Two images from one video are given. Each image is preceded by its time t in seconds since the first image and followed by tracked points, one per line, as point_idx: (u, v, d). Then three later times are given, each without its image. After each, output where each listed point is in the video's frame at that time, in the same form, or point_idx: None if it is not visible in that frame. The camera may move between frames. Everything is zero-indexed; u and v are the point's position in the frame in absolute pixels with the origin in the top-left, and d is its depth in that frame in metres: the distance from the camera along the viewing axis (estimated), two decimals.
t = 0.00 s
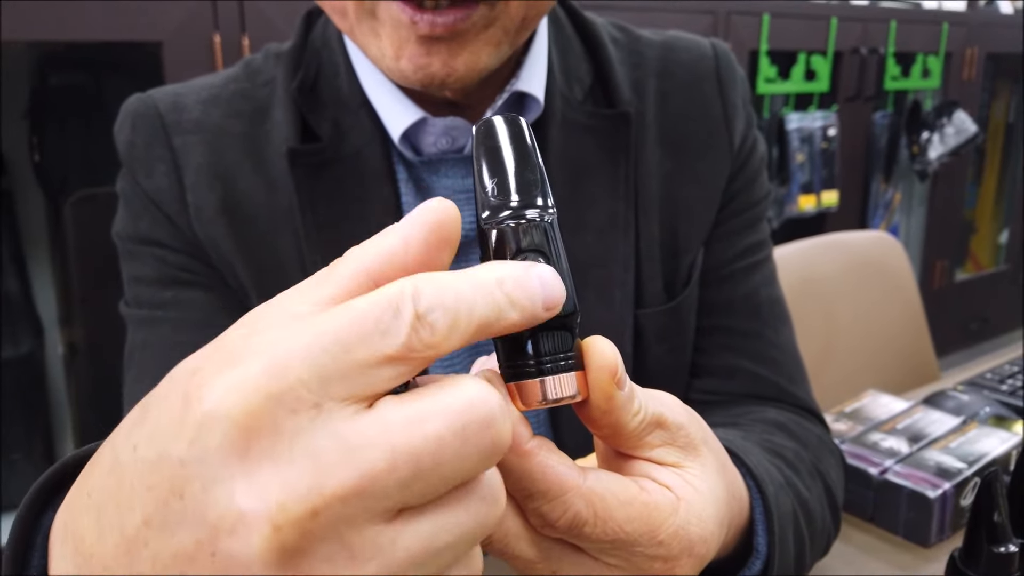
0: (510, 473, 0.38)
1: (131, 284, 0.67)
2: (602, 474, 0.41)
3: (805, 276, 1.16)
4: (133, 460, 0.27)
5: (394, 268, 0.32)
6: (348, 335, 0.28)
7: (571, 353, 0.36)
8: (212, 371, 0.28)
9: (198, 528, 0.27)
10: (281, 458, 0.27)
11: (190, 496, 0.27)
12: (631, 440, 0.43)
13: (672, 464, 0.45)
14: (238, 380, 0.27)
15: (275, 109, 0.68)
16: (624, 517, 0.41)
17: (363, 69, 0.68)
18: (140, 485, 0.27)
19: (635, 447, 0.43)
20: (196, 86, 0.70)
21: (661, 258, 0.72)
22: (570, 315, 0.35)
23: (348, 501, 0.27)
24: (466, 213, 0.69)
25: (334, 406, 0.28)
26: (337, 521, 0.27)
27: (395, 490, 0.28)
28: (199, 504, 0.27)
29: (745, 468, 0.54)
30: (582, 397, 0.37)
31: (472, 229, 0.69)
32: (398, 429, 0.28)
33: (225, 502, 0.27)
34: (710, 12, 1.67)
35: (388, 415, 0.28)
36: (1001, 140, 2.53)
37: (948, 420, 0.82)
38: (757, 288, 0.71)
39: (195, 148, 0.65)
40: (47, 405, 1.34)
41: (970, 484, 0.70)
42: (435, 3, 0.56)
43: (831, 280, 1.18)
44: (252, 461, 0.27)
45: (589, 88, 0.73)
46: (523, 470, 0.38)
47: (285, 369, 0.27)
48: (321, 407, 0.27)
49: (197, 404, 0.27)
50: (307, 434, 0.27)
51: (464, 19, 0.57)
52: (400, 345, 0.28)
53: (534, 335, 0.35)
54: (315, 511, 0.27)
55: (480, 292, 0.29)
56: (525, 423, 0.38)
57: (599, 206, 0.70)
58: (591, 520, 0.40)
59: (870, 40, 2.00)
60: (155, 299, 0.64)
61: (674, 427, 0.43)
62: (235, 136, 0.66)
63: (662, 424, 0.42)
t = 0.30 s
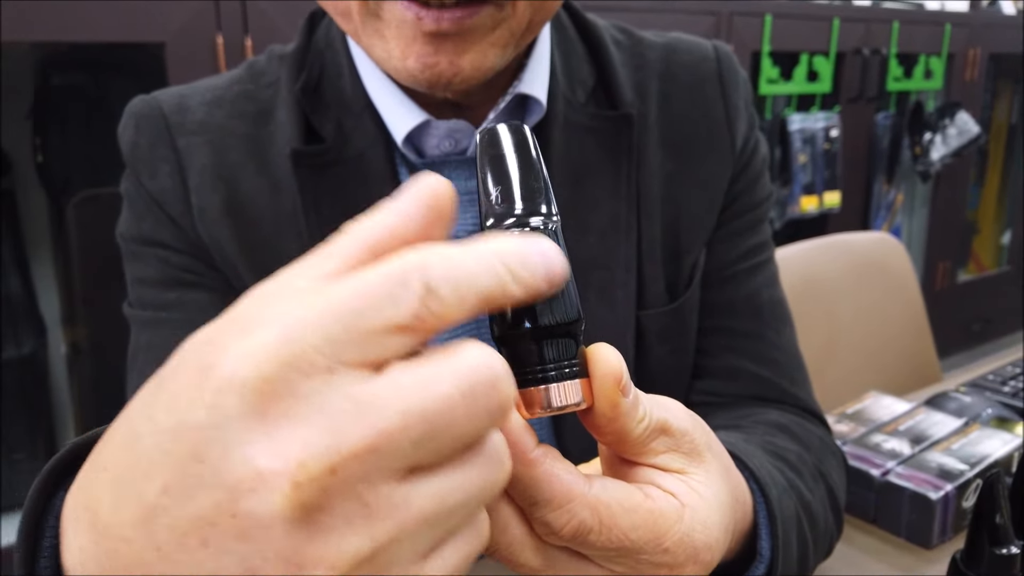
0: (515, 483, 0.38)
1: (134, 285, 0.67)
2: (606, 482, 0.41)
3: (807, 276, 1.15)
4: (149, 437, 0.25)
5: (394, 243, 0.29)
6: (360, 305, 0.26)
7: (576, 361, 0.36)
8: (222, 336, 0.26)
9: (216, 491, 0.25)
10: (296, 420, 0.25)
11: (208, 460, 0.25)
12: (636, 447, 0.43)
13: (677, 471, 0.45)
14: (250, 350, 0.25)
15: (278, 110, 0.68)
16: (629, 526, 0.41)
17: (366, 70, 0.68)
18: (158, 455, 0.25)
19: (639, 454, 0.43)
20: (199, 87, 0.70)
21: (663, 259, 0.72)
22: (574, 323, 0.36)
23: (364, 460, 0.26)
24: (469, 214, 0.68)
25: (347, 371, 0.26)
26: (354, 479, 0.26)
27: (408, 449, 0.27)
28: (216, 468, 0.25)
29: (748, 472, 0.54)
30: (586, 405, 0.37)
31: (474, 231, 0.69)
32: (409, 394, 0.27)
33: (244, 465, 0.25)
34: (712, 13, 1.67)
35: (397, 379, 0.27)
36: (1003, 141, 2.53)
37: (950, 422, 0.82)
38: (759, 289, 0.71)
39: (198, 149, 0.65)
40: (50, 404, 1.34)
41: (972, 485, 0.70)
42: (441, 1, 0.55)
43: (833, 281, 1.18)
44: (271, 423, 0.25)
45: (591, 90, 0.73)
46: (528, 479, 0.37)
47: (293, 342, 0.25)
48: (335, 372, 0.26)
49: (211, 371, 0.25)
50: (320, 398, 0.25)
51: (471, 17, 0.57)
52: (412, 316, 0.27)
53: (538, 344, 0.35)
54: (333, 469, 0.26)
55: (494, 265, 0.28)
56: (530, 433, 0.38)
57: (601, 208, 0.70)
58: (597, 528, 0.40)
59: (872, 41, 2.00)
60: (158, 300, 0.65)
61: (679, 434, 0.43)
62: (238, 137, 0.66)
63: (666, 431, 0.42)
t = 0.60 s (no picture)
0: (552, 526, 0.38)
1: (136, 286, 0.67)
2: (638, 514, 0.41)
3: (809, 277, 1.15)
4: (87, 473, 0.26)
5: (382, 288, 0.30)
6: (316, 372, 0.27)
7: (599, 394, 0.36)
8: (174, 380, 0.27)
9: (131, 550, 0.25)
10: (218, 485, 0.26)
11: (130, 513, 0.25)
12: (659, 467, 0.43)
13: (699, 486, 0.45)
14: (189, 403, 0.26)
15: (279, 112, 0.68)
16: (669, 555, 0.41)
17: (366, 72, 0.68)
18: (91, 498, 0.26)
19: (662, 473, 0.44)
20: (200, 89, 0.70)
21: (663, 260, 0.72)
22: (592, 354, 0.35)
23: (283, 538, 0.26)
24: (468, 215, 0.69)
25: (283, 444, 0.26)
26: (270, 559, 0.26)
27: (337, 534, 0.27)
28: (137, 522, 0.25)
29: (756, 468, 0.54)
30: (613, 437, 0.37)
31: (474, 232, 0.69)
32: (352, 471, 0.27)
33: (161, 524, 0.25)
34: (713, 13, 1.67)
35: (341, 454, 0.27)
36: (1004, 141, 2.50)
37: (952, 423, 0.82)
38: (761, 290, 0.71)
39: (199, 151, 0.65)
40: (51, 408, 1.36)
41: (973, 486, 0.70)
42: (439, 5, 0.56)
43: (835, 282, 1.18)
44: (194, 479, 0.25)
45: (592, 91, 0.73)
46: (565, 521, 0.38)
47: (241, 403, 0.26)
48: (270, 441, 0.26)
49: (150, 424, 0.26)
50: (247, 464, 0.26)
51: (468, 22, 0.57)
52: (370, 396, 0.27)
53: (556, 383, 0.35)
54: (246, 547, 0.26)
55: (477, 345, 0.28)
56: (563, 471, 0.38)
57: (601, 209, 0.70)
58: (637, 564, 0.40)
59: (874, 41, 2.00)
60: (160, 302, 0.65)
61: (696, 447, 0.44)
62: (238, 139, 0.66)
63: (686, 445, 0.43)
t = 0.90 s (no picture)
0: None
1: (137, 287, 0.67)
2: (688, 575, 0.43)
3: (811, 277, 1.15)
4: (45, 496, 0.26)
5: (362, 308, 0.29)
6: (254, 397, 0.24)
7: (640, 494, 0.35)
8: (122, 405, 0.26)
9: None
10: (164, 517, 0.24)
11: (82, 543, 0.24)
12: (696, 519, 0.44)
13: (732, 529, 0.45)
14: (135, 432, 0.24)
15: (280, 113, 0.68)
16: None
17: (367, 72, 0.69)
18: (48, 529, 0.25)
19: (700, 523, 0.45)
20: (202, 89, 0.70)
21: (663, 261, 0.72)
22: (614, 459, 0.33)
23: None
24: (468, 215, 0.69)
25: (228, 474, 0.25)
26: None
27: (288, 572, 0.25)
28: (88, 555, 0.24)
29: (756, 463, 0.54)
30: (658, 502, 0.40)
31: (474, 233, 0.69)
32: (301, 506, 0.25)
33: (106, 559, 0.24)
34: (715, 14, 1.67)
35: (291, 490, 0.25)
36: (1007, 142, 2.52)
37: (954, 424, 0.82)
38: (762, 290, 0.71)
39: (200, 151, 0.66)
40: (53, 408, 1.37)
41: (975, 487, 0.70)
42: None
43: (836, 283, 1.18)
44: (135, 511, 0.24)
45: (592, 92, 0.73)
46: None
47: (178, 433, 0.24)
48: (213, 473, 0.25)
49: (96, 453, 0.24)
50: (190, 500, 0.24)
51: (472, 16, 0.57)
52: (318, 418, 0.25)
53: (601, 505, 0.33)
54: None
55: (441, 359, 0.25)
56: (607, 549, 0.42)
57: (601, 210, 0.70)
58: None
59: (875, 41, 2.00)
60: (161, 302, 0.65)
61: (724, 487, 0.45)
62: (239, 139, 0.66)
63: (714, 488, 0.45)
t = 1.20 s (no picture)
0: None
1: (137, 286, 0.67)
2: None
3: (811, 276, 1.15)
4: None
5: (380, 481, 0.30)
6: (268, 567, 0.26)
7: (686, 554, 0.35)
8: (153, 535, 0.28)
9: None
10: None
11: None
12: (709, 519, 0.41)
13: (746, 529, 0.42)
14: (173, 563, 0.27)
15: (281, 113, 0.68)
16: None
17: (367, 72, 0.69)
18: None
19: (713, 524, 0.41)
20: (203, 89, 0.70)
21: (664, 261, 0.72)
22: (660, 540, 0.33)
23: None
24: (469, 215, 0.68)
25: None
26: None
27: None
28: None
29: (761, 458, 0.54)
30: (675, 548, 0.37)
31: (474, 233, 0.69)
32: None
33: None
34: (717, 13, 1.67)
35: None
36: (1008, 142, 2.51)
37: (955, 424, 0.81)
38: (762, 290, 0.72)
39: (201, 150, 0.66)
40: (54, 407, 1.37)
41: (976, 487, 0.70)
42: (444, 3, 0.56)
43: (837, 281, 1.18)
44: None
45: (593, 92, 0.73)
46: None
47: None
48: None
49: None
50: None
51: (472, 20, 0.57)
52: None
53: None
54: None
55: (439, 555, 0.25)
56: None
57: (601, 211, 0.70)
58: None
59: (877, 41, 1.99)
60: (161, 302, 0.64)
61: (733, 483, 0.42)
62: (239, 139, 0.67)
63: (722, 486, 0.41)
